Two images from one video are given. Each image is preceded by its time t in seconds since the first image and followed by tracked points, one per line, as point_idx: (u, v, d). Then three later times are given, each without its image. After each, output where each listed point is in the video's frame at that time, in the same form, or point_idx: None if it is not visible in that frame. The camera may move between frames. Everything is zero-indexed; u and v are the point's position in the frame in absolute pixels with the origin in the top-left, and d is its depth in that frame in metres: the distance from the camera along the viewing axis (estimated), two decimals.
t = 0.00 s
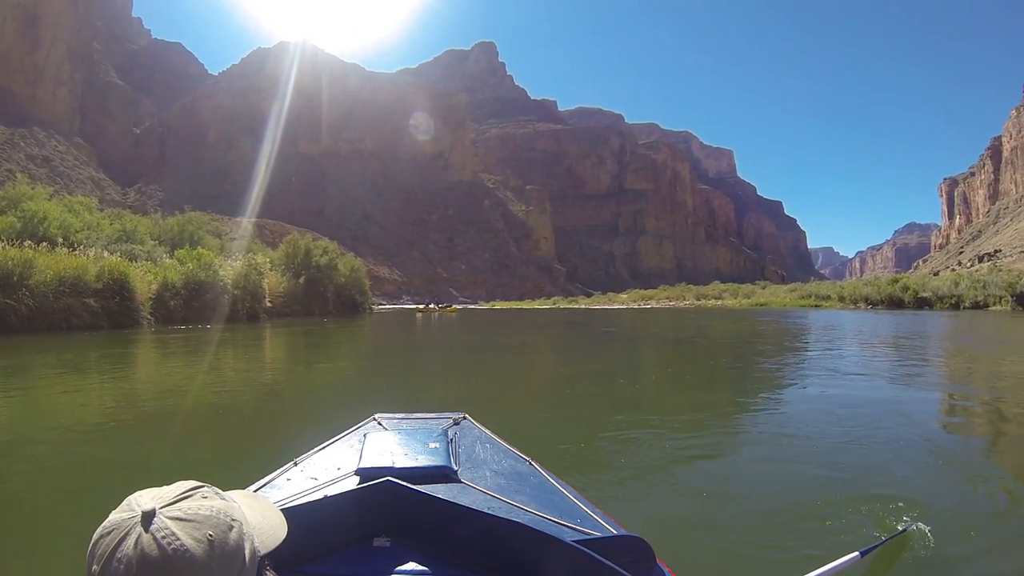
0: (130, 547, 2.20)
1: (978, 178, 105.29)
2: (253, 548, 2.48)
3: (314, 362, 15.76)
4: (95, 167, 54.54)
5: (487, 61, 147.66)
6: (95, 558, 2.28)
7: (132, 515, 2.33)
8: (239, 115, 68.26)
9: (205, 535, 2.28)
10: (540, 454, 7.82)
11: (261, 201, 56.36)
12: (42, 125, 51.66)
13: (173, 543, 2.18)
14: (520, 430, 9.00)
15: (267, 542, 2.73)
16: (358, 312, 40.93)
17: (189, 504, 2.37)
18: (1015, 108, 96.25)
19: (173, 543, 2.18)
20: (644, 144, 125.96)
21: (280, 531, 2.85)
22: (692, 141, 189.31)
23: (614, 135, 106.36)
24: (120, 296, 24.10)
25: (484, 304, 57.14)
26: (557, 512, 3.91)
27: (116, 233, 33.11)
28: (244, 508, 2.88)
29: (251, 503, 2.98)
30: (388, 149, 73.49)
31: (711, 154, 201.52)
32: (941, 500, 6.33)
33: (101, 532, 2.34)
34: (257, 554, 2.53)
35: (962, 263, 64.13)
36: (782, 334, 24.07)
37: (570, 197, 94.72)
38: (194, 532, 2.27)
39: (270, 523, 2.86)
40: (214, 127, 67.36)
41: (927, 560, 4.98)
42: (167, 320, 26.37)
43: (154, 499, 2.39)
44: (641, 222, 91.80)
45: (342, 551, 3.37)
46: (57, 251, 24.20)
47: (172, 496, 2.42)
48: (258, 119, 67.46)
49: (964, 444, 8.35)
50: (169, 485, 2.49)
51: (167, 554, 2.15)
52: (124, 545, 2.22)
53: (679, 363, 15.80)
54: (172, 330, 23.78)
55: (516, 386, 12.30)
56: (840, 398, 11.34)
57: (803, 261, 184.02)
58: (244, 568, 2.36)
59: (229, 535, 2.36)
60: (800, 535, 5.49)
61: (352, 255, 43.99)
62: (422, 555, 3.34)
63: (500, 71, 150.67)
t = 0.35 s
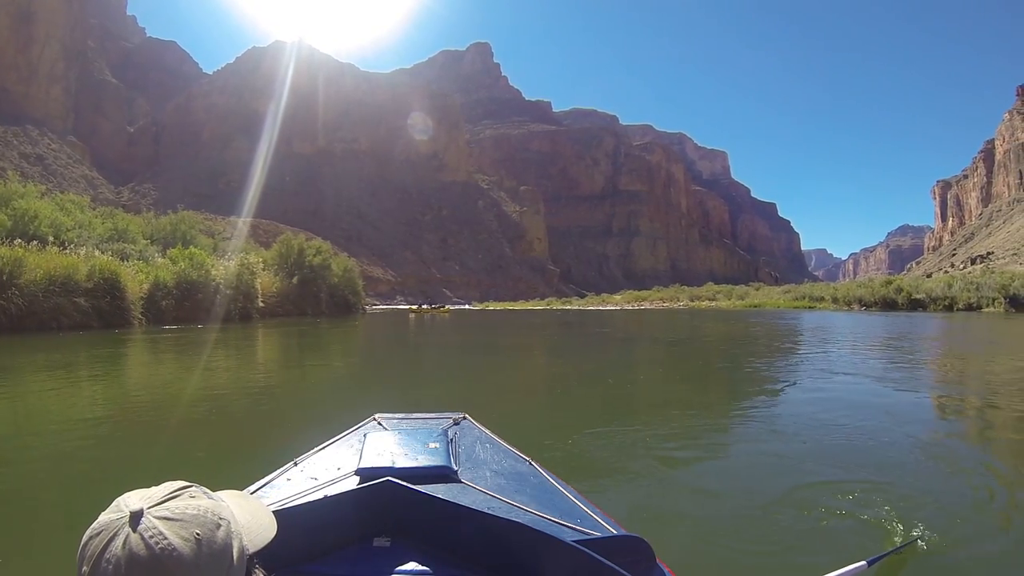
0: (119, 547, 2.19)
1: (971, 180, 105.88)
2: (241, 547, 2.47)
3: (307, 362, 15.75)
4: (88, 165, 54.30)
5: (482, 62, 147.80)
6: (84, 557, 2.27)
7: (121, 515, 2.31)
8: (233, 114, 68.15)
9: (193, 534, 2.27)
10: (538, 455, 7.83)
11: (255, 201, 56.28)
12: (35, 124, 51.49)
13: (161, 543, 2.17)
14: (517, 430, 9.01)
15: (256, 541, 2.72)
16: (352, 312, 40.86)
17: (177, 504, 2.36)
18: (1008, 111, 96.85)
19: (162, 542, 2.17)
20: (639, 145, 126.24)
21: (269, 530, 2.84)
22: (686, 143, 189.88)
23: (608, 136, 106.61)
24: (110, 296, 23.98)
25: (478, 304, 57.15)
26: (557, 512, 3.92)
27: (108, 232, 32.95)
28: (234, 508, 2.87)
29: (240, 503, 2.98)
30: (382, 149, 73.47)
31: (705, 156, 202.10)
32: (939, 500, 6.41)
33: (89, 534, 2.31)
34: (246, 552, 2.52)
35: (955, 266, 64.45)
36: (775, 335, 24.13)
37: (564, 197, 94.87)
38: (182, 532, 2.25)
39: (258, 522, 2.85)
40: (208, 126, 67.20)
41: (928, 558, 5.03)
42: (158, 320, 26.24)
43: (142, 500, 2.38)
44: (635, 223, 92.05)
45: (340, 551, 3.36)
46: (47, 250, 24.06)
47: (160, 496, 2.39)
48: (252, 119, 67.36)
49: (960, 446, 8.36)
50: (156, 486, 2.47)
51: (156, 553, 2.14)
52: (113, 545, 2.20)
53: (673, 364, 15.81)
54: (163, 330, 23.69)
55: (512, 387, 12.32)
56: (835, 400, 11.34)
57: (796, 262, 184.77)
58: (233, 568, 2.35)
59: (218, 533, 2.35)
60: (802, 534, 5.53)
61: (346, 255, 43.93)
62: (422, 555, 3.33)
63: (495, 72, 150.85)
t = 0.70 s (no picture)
0: (116, 549, 2.17)
1: (966, 180, 106.36)
2: (238, 549, 2.46)
3: (302, 362, 15.75)
4: (83, 165, 54.04)
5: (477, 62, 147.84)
6: (80, 563, 2.26)
7: (117, 518, 2.30)
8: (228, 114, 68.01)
9: (191, 536, 2.26)
10: (538, 454, 7.83)
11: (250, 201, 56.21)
12: (29, 124, 51.30)
13: (158, 545, 2.16)
14: (512, 430, 9.01)
15: (252, 541, 2.73)
16: (346, 312, 40.80)
17: (174, 505, 2.35)
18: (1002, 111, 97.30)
19: (159, 544, 2.16)
20: (635, 144, 126.47)
21: (263, 530, 2.85)
22: (682, 143, 190.15)
23: (604, 136, 106.75)
24: (103, 296, 23.89)
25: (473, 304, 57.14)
26: (557, 512, 3.92)
27: (101, 232, 32.84)
28: (230, 509, 2.88)
29: (236, 504, 2.97)
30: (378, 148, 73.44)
31: (701, 155, 202.34)
32: (942, 496, 6.48)
33: (84, 537, 2.30)
34: (242, 554, 2.52)
35: (950, 265, 64.69)
36: (769, 334, 24.15)
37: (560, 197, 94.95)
38: (179, 534, 2.25)
39: (253, 522, 2.85)
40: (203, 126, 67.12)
41: (936, 554, 5.09)
42: (151, 320, 26.19)
43: (138, 501, 2.37)
44: (630, 223, 92.19)
45: (340, 551, 3.36)
46: (40, 250, 23.97)
47: (157, 498, 2.39)
48: (246, 118, 67.20)
49: (956, 446, 8.32)
50: (151, 488, 2.46)
51: (153, 556, 2.13)
52: (110, 548, 2.19)
53: (668, 363, 15.79)
54: (156, 331, 23.64)
55: (509, 386, 12.33)
56: (828, 399, 11.30)
57: (792, 261, 185.17)
58: (230, 569, 2.33)
59: (215, 535, 2.34)
60: (809, 533, 5.55)
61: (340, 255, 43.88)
62: (422, 556, 3.31)
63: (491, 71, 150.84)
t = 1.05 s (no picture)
0: (121, 552, 2.16)
1: (963, 180, 106.59)
2: (242, 550, 2.46)
3: (299, 362, 15.72)
4: (81, 164, 53.97)
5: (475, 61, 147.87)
6: (83, 564, 2.25)
7: (121, 520, 2.29)
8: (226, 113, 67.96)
9: (196, 538, 2.26)
10: (540, 454, 7.85)
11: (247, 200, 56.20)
12: (27, 123, 51.27)
13: (163, 547, 2.16)
14: (510, 430, 9.01)
15: (254, 542, 2.72)
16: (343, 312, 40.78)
17: (177, 508, 2.34)
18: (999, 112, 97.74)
19: (164, 546, 2.16)
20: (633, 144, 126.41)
21: (265, 531, 2.84)
22: (680, 142, 190.28)
23: (601, 136, 106.85)
24: (98, 296, 23.84)
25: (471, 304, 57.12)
26: (557, 512, 3.92)
27: (97, 231, 32.77)
28: (231, 511, 2.87)
29: (236, 505, 2.97)
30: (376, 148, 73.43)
31: (698, 155, 202.51)
32: (943, 495, 6.52)
33: (89, 539, 2.30)
34: (246, 554, 2.52)
35: (948, 265, 64.82)
36: (766, 334, 24.13)
37: (557, 197, 94.99)
38: (183, 536, 2.24)
39: (254, 523, 2.85)
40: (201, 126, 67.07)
41: (938, 553, 5.12)
42: (146, 320, 26.16)
43: (141, 503, 2.36)
44: (628, 223, 92.33)
45: (341, 550, 3.35)
46: (34, 249, 23.92)
47: (159, 500, 2.37)
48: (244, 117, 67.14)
49: (954, 447, 8.29)
50: (154, 490, 2.45)
51: (158, 559, 2.13)
52: (114, 551, 2.18)
53: (666, 363, 15.77)
54: (150, 330, 23.59)
55: (509, 386, 12.32)
56: (826, 400, 11.26)
57: (789, 261, 185.58)
58: (234, 571, 2.34)
59: (219, 537, 2.34)
60: (808, 533, 5.55)
61: (338, 255, 43.86)
62: (423, 556, 3.31)
63: (488, 71, 150.87)
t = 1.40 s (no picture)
0: (121, 555, 2.15)
1: (962, 179, 106.62)
2: (243, 551, 2.46)
3: (297, 362, 15.74)
4: (80, 164, 53.92)
5: (474, 61, 147.81)
6: (83, 566, 2.24)
7: (121, 522, 2.28)
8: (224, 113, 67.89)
9: (197, 539, 2.26)
10: (541, 454, 7.85)
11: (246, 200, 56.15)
12: (26, 122, 51.22)
13: (164, 549, 2.16)
14: (509, 430, 9.01)
15: (254, 542, 2.72)
16: (342, 312, 40.74)
17: (178, 509, 2.34)
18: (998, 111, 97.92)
19: (165, 549, 2.15)
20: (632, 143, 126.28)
21: (266, 531, 2.84)
22: (678, 142, 190.31)
23: (600, 136, 106.90)
24: (94, 296, 23.80)
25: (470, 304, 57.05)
26: (557, 512, 3.91)
27: (94, 231, 32.74)
28: (231, 510, 2.86)
29: (237, 503, 2.96)
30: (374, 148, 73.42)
31: (697, 155, 202.55)
32: (944, 494, 6.53)
33: (89, 540, 2.29)
34: (247, 556, 2.51)
35: (947, 264, 64.84)
36: (765, 333, 24.09)
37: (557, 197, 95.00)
38: (185, 537, 2.24)
39: (255, 523, 2.84)
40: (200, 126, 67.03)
41: (937, 553, 5.09)
42: (143, 320, 26.14)
43: (142, 504, 2.35)
44: (627, 222, 92.35)
45: (341, 551, 3.34)
46: (31, 249, 23.90)
47: (160, 501, 2.36)
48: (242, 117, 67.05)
49: (952, 447, 8.27)
50: (154, 491, 2.44)
51: (160, 561, 2.12)
52: (114, 552, 2.17)
53: (664, 362, 15.76)
54: (147, 331, 23.55)
55: (508, 386, 12.32)
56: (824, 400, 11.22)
57: (788, 261, 185.65)
58: (236, 572, 2.33)
59: (220, 538, 2.34)
60: (805, 533, 5.54)
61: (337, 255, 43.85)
62: (423, 555, 3.31)
63: (487, 71, 150.82)
